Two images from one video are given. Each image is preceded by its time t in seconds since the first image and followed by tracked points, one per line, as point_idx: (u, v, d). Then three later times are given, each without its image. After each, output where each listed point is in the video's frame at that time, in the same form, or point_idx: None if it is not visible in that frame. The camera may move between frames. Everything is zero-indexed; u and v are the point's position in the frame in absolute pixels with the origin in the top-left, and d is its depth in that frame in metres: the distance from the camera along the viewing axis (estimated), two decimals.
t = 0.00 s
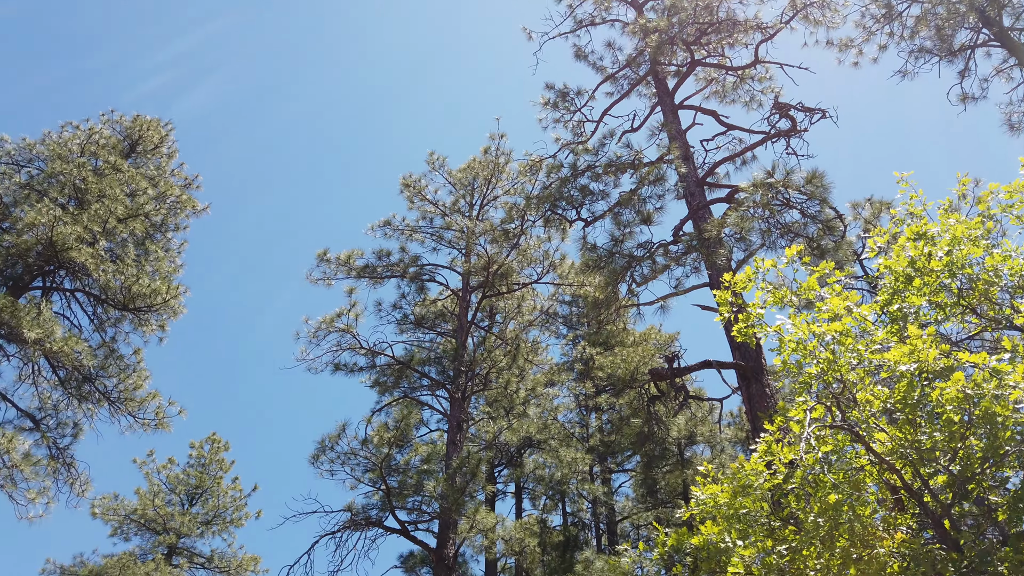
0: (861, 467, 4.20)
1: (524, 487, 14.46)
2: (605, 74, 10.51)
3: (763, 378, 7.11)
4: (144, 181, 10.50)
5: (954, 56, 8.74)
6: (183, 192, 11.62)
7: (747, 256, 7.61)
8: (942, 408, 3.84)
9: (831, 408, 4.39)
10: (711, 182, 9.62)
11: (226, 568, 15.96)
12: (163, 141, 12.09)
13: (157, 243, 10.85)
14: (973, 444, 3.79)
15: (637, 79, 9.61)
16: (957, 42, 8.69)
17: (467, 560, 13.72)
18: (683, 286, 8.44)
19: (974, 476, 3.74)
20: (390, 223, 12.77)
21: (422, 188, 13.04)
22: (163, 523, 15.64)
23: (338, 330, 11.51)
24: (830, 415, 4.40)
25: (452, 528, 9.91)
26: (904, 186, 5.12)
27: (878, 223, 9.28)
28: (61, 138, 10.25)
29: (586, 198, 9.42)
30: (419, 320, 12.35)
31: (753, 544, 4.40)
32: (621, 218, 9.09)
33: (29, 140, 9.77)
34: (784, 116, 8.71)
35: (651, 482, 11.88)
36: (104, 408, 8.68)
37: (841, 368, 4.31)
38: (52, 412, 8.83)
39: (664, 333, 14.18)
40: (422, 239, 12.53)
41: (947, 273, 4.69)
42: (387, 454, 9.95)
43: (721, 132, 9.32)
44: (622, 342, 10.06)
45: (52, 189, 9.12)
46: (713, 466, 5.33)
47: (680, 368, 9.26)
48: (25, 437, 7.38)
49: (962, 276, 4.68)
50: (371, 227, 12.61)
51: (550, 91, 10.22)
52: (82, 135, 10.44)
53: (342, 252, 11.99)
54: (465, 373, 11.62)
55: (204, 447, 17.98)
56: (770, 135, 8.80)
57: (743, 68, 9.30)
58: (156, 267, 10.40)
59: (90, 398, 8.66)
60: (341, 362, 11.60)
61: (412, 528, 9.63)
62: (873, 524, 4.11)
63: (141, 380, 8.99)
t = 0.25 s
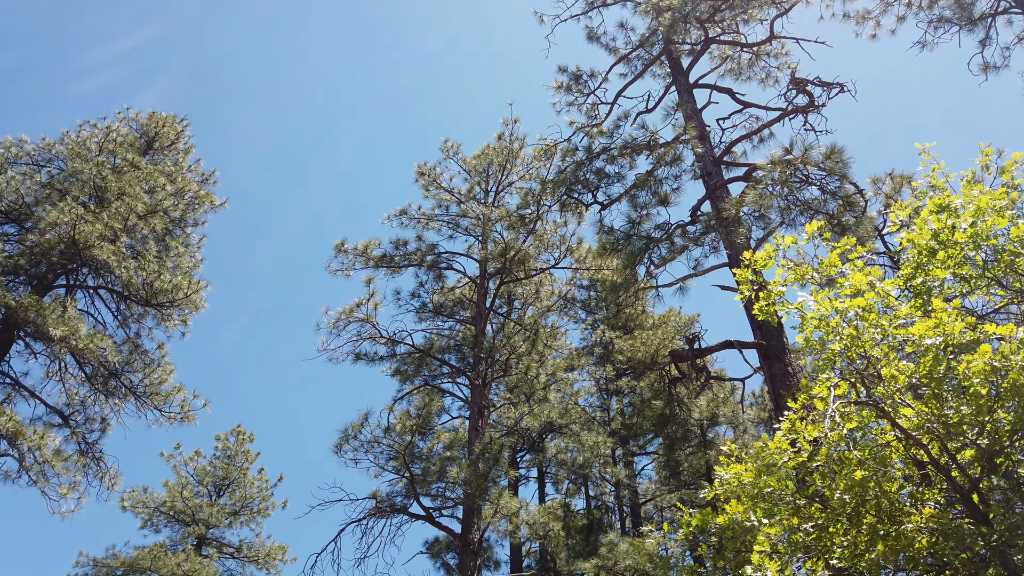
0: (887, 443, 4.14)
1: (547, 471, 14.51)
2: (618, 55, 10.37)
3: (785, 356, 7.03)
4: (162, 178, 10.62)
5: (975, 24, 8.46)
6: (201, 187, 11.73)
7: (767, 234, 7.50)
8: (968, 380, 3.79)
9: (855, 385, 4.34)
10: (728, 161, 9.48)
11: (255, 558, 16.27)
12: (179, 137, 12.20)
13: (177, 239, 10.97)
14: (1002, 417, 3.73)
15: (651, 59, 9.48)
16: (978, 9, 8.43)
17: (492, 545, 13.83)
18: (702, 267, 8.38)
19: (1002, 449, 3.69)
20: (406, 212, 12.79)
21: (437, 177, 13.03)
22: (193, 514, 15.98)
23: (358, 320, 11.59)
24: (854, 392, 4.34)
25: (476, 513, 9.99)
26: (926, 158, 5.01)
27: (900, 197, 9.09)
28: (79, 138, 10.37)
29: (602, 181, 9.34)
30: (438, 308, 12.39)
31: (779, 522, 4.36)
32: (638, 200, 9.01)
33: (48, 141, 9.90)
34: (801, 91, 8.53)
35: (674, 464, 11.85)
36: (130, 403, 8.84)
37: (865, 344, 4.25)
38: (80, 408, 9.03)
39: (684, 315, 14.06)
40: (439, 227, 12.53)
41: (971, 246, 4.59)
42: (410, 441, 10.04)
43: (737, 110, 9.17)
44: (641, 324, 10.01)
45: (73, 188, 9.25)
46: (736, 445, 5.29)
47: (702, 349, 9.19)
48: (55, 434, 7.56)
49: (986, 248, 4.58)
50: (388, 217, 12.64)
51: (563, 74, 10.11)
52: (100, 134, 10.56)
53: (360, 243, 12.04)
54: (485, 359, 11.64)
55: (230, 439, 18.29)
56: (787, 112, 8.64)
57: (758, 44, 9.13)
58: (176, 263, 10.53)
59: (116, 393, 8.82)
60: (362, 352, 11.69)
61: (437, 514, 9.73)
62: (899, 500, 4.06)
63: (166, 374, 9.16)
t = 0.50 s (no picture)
0: (911, 417, 4.10)
1: (568, 454, 14.57)
2: (630, 33, 10.22)
3: (806, 333, 6.95)
4: (179, 172, 10.70)
5: None
6: (217, 180, 11.80)
7: (785, 210, 7.39)
8: (995, 351, 3.72)
9: (878, 360, 4.29)
10: (744, 138, 9.34)
11: (281, 545, 16.57)
12: (194, 131, 12.26)
13: (195, 232, 11.06)
14: None
15: (663, 36, 9.33)
16: None
17: (514, 528, 13.94)
18: (720, 245, 8.29)
19: None
20: (421, 199, 12.78)
21: (451, 162, 12.99)
22: (220, 504, 16.29)
23: (376, 308, 11.65)
24: (878, 366, 4.28)
25: (499, 496, 10.06)
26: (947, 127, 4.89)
27: (920, 170, 8.89)
28: (95, 134, 10.46)
29: (617, 162, 9.25)
30: (455, 294, 12.41)
31: (803, 498, 4.33)
32: (653, 179, 8.91)
33: (65, 138, 10.00)
34: (817, 64, 8.35)
35: (695, 445, 11.82)
36: (155, 395, 8.99)
37: (888, 318, 4.18)
38: (106, 402, 9.20)
39: (702, 295, 13.92)
40: (454, 213, 12.52)
41: (995, 215, 4.49)
42: (431, 426, 10.11)
43: (752, 86, 9.01)
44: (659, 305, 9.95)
45: (92, 185, 9.36)
46: (758, 423, 5.25)
47: (721, 328, 9.12)
48: (82, 427, 7.72)
49: (1011, 217, 4.48)
50: (403, 204, 12.64)
51: (575, 54, 9.99)
52: (116, 130, 10.65)
53: (375, 231, 12.07)
54: (503, 344, 11.66)
55: (253, 429, 18.57)
56: (804, 86, 8.46)
57: (772, 18, 8.94)
58: (195, 256, 10.63)
59: (141, 386, 8.97)
60: (381, 340, 11.77)
61: (459, 498, 9.82)
62: (925, 473, 4.02)
63: (188, 367, 9.31)
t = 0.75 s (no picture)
0: (928, 394, 4.08)
1: (581, 437, 14.61)
2: (638, 13, 10.08)
3: (820, 312, 6.88)
4: (189, 162, 10.74)
5: None
6: (227, 170, 11.82)
7: (798, 188, 7.30)
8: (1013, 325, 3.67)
9: (894, 337, 4.25)
10: (755, 117, 9.21)
11: (299, 531, 16.82)
12: (203, 121, 12.28)
13: (207, 222, 11.11)
14: None
15: (672, 15, 9.20)
16: None
17: (529, 511, 14.04)
18: (732, 225, 8.21)
19: None
20: (430, 185, 12.75)
21: (460, 148, 12.93)
22: (237, 491, 16.53)
23: (388, 295, 11.69)
24: (893, 343, 4.24)
25: (513, 480, 10.11)
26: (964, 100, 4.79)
27: (935, 146, 8.73)
28: (106, 125, 10.49)
29: (627, 143, 9.16)
30: (466, 279, 12.41)
31: (819, 477, 4.32)
32: (664, 161, 8.83)
33: (76, 130, 10.05)
34: (829, 41, 8.19)
35: (708, 426, 11.81)
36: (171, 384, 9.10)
37: (904, 294, 4.12)
38: (123, 391, 9.33)
39: (715, 276, 13.83)
40: (463, 198, 12.49)
41: (1013, 188, 4.41)
42: (445, 411, 10.17)
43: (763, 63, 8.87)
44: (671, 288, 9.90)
45: (104, 176, 9.41)
46: (772, 402, 5.23)
47: (734, 308, 9.05)
48: (100, 417, 7.84)
49: None
50: (413, 190, 12.63)
51: (583, 36, 9.87)
52: (126, 121, 10.68)
53: (386, 218, 12.07)
54: (515, 329, 11.66)
55: (269, 416, 18.78)
56: (815, 62, 8.32)
57: None
58: (207, 246, 10.69)
59: (157, 375, 9.08)
60: (393, 326, 11.82)
61: (474, 482, 9.88)
62: (942, 449, 3.99)
63: (203, 356, 9.40)
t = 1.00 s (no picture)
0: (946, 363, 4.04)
1: (596, 413, 14.67)
2: None
3: (836, 285, 6.80)
4: (201, 145, 10.75)
5: None
6: (238, 152, 11.82)
7: (813, 159, 7.16)
8: None
9: (913, 307, 4.20)
10: (769, 89, 9.05)
11: (318, 508, 17.12)
12: (213, 103, 12.26)
13: (220, 205, 11.15)
14: None
15: None
16: None
17: (545, 487, 14.17)
18: (746, 198, 8.10)
19: None
20: (441, 164, 12.68)
21: (470, 125, 12.83)
22: (257, 470, 16.82)
23: (401, 274, 11.72)
24: (911, 314, 4.19)
25: (529, 456, 10.18)
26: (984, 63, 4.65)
27: (952, 115, 8.55)
28: (118, 110, 10.51)
29: (639, 117, 9.04)
30: (479, 258, 12.39)
31: (837, 448, 4.31)
32: (677, 134, 8.70)
33: (88, 115, 10.08)
34: (844, 8, 7.99)
35: (724, 400, 11.79)
36: (189, 366, 9.22)
37: (923, 263, 4.05)
38: (142, 373, 9.46)
39: (728, 251, 13.71)
40: (475, 176, 12.42)
41: None
42: (460, 388, 10.23)
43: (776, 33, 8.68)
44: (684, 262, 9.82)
45: (117, 161, 9.46)
46: (788, 375, 5.20)
47: (749, 282, 8.96)
48: (120, 399, 7.97)
49: None
50: (424, 169, 12.58)
51: (593, 8, 9.69)
52: (137, 105, 10.68)
53: (398, 198, 12.06)
54: (528, 307, 11.64)
55: (286, 397, 19.02)
56: (830, 31, 8.13)
57: None
58: (221, 229, 10.74)
59: (175, 357, 9.20)
60: (408, 306, 11.86)
61: (491, 458, 9.96)
62: (961, 418, 3.96)
63: (220, 337, 9.50)
